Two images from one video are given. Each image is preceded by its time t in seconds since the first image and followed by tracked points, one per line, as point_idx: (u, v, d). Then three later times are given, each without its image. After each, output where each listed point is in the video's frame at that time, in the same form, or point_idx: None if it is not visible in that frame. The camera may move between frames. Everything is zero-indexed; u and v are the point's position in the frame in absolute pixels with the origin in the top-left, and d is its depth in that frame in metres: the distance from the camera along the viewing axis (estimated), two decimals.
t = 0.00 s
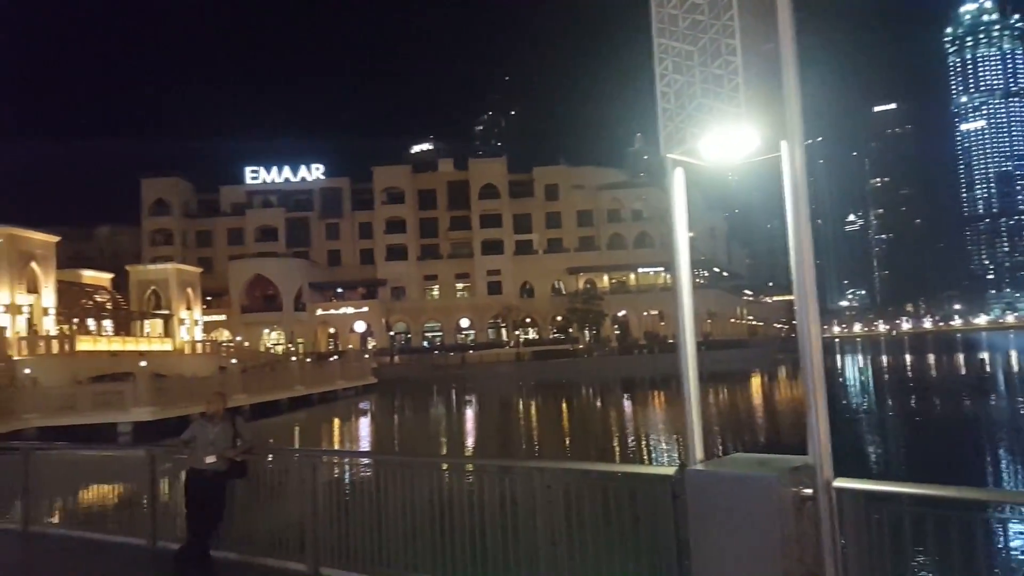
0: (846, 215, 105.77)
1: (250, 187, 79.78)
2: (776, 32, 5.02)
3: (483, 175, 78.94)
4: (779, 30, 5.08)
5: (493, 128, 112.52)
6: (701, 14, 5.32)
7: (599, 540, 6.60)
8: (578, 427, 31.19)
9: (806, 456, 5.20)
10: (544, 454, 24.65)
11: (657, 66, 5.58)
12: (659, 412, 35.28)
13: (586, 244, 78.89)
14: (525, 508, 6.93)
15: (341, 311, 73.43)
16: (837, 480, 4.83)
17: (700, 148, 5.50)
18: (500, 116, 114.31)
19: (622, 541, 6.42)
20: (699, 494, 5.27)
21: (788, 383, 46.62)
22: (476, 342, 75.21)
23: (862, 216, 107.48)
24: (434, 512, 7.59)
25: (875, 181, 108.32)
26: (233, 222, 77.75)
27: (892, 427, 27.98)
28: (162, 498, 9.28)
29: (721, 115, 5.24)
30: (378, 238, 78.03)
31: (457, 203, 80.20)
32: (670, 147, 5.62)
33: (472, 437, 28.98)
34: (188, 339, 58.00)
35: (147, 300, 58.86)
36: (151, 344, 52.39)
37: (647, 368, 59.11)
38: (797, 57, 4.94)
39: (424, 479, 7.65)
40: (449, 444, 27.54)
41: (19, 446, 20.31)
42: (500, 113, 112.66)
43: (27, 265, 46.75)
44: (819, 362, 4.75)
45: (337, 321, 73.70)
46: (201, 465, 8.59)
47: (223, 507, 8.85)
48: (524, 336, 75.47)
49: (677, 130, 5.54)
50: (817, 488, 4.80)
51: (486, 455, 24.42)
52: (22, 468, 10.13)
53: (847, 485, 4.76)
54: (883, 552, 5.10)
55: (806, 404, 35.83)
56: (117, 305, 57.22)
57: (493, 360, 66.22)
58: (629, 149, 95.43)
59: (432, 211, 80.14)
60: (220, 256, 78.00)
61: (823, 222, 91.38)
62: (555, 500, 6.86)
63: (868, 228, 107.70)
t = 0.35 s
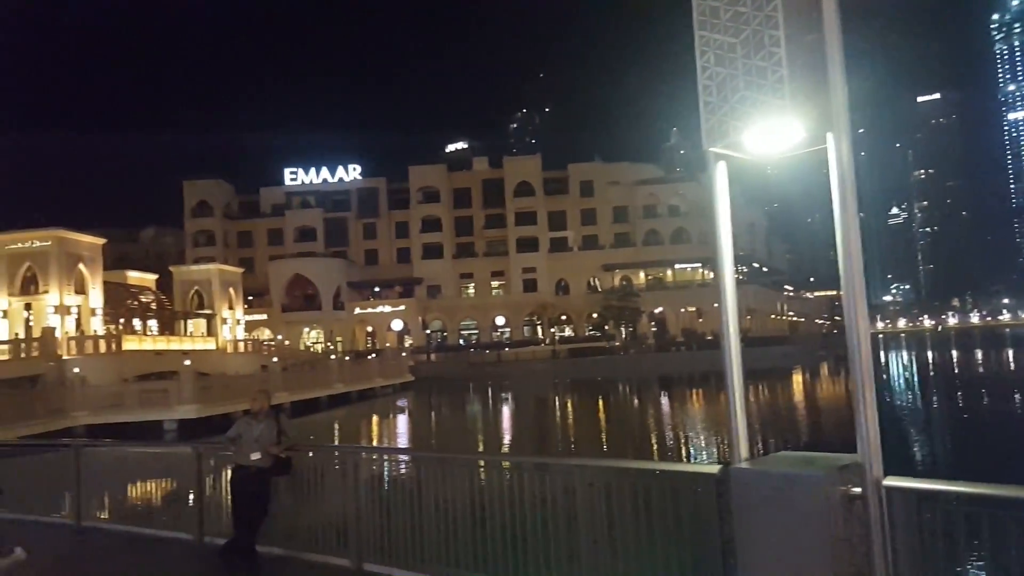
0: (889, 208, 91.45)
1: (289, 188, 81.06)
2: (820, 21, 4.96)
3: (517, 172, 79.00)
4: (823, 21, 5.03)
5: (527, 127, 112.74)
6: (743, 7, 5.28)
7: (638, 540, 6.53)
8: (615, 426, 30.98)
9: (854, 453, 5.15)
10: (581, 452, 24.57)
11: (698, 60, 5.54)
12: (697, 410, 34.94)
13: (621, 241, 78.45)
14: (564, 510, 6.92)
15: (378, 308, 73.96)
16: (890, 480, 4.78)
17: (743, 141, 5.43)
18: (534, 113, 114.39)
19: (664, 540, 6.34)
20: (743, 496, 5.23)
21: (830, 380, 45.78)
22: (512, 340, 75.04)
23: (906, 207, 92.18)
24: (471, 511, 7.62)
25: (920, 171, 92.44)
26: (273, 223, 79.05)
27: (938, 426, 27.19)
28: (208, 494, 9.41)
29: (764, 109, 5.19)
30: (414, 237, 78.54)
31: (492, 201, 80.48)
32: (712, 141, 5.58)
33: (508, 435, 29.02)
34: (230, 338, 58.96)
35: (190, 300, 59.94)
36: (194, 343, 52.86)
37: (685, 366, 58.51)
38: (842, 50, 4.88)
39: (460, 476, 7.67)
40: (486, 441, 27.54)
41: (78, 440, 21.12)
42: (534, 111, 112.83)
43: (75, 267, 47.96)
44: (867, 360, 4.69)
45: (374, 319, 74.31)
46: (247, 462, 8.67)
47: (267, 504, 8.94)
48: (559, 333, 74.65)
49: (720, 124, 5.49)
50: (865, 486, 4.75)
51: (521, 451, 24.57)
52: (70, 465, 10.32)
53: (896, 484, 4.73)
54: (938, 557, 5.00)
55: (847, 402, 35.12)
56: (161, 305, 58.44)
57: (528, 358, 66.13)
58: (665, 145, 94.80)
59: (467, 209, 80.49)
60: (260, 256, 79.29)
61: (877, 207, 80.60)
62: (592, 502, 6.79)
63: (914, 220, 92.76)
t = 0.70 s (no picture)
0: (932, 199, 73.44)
1: (329, 189, 82.16)
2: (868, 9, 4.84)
3: (554, 170, 78.89)
4: (873, 12, 4.93)
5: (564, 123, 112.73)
6: None
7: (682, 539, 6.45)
8: (655, 423, 30.85)
9: (905, 452, 5.07)
10: (622, 450, 24.50)
11: (743, 51, 5.47)
12: (739, 407, 34.54)
13: (659, 236, 77.95)
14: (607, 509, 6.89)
15: (418, 307, 74.65)
16: (943, 477, 4.70)
17: (790, 134, 5.36)
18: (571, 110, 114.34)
19: (709, 540, 6.24)
20: (792, 494, 5.18)
21: (876, 377, 44.95)
22: (550, 338, 75.07)
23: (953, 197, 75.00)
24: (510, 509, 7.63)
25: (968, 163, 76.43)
26: (313, 224, 80.20)
27: (989, 424, 26.55)
28: (255, 490, 9.54)
29: (809, 101, 5.11)
30: (451, 236, 78.95)
31: (529, 199, 80.57)
32: (758, 134, 5.51)
33: (547, 433, 29.07)
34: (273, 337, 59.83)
35: (235, 300, 60.87)
36: (238, 342, 53.72)
37: (726, 363, 57.71)
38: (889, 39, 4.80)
39: (500, 474, 7.69)
40: (525, 438, 27.63)
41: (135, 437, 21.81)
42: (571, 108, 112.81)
43: (123, 269, 48.86)
44: (920, 356, 4.62)
45: (413, 318, 75.00)
46: (294, 459, 8.79)
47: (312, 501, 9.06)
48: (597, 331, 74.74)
49: (765, 116, 5.42)
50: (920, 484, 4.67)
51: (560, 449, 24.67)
52: (122, 463, 10.54)
53: (951, 482, 4.65)
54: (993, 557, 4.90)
55: (894, 398, 34.45)
56: (206, 305, 59.57)
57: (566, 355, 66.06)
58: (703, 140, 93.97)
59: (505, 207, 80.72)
60: (301, 256, 80.50)
61: (951, 190, 71.84)
62: (633, 500, 6.75)
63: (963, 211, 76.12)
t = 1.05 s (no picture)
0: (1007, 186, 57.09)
1: (376, 191, 83.28)
2: None
3: (599, 167, 78.61)
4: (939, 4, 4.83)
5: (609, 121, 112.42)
6: None
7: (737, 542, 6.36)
8: (706, 422, 30.48)
9: (973, 454, 4.92)
10: (671, 450, 24.26)
11: (800, 43, 5.40)
12: (792, 407, 33.83)
13: (707, 233, 77.14)
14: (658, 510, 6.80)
15: (463, 308, 74.74)
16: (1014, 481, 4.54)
17: (851, 126, 5.30)
18: (617, 107, 113.91)
19: (767, 540, 6.16)
20: (854, 495, 5.10)
21: (934, 375, 43.66)
22: (596, 336, 74.79)
23: None
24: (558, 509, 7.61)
25: None
26: (361, 226, 81.31)
27: None
28: (311, 488, 9.70)
29: (872, 94, 5.07)
30: (496, 235, 79.16)
31: (574, 198, 80.51)
32: (817, 127, 5.44)
33: (594, 432, 28.88)
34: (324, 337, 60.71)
35: (287, 301, 61.87)
36: (290, 342, 54.56)
37: (778, 362, 56.65)
38: (956, 28, 4.63)
39: (547, 471, 7.70)
40: (571, 437, 27.54)
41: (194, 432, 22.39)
42: (617, 105, 112.35)
43: (180, 272, 50.02)
44: (988, 355, 4.48)
45: (459, 318, 75.23)
46: (347, 457, 8.88)
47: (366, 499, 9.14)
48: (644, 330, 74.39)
49: (825, 109, 5.35)
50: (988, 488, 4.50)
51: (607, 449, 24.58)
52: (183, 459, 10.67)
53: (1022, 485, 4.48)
54: None
55: (954, 397, 33.37)
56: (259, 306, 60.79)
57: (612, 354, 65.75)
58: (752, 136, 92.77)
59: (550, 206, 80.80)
60: (350, 258, 81.64)
61: None
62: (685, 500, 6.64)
63: None
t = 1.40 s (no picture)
0: None
1: (419, 193, 84.15)
2: None
3: (642, 168, 78.18)
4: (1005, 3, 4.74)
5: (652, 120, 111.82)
6: None
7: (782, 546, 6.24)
8: (750, 426, 30.07)
9: None
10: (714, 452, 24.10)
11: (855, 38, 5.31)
12: (840, 411, 33.14)
13: (752, 233, 76.17)
14: (702, 516, 6.72)
15: (504, 308, 75.01)
16: None
17: (910, 123, 5.22)
18: (660, 106, 113.24)
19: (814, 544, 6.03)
20: (911, 500, 5.01)
21: (988, 380, 42.34)
22: (638, 338, 74.29)
23: None
24: (598, 510, 7.58)
25: None
26: (404, 228, 82.08)
27: None
28: (357, 486, 9.78)
29: (932, 90, 4.97)
30: (537, 237, 79.19)
31: (616, 199, 80.21)
32: (875, 123, 5.37)
33: (637, 435, 28.57)
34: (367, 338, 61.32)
35: (332, 302, 62.72)
36: (335, 342, 55.18)
37: (826, 365, 55.79)
38: None
39: (589, 471, 7.69)
40: (613, 440, 27.19)
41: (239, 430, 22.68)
42: (660, 104, 111.82)
43: (229, 273, 51.02)
44: None
45: (500, 319, 75.61)
46: (393, 454, 8.93)
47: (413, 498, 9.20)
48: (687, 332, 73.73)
49: (883, 105, 5.26)
50: None
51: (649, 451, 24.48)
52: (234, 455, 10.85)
53: None
54: None
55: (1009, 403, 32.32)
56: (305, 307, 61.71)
57: (654, 356, 65.22)
58: (799, 135, 91.36)
59: (592, 207, 80.61)
60: (393, 259, 82.46)
61: None
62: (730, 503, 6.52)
63: None
